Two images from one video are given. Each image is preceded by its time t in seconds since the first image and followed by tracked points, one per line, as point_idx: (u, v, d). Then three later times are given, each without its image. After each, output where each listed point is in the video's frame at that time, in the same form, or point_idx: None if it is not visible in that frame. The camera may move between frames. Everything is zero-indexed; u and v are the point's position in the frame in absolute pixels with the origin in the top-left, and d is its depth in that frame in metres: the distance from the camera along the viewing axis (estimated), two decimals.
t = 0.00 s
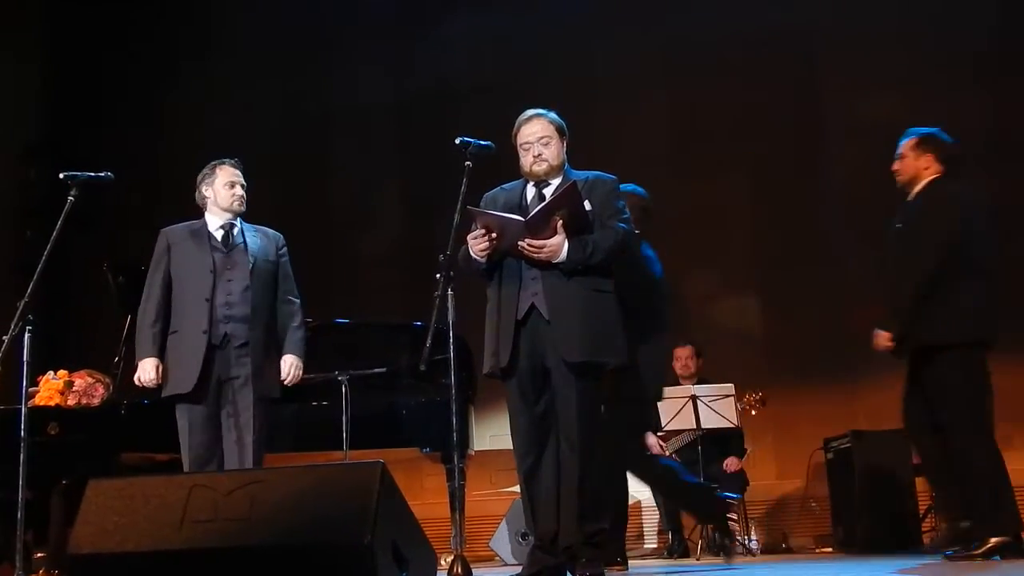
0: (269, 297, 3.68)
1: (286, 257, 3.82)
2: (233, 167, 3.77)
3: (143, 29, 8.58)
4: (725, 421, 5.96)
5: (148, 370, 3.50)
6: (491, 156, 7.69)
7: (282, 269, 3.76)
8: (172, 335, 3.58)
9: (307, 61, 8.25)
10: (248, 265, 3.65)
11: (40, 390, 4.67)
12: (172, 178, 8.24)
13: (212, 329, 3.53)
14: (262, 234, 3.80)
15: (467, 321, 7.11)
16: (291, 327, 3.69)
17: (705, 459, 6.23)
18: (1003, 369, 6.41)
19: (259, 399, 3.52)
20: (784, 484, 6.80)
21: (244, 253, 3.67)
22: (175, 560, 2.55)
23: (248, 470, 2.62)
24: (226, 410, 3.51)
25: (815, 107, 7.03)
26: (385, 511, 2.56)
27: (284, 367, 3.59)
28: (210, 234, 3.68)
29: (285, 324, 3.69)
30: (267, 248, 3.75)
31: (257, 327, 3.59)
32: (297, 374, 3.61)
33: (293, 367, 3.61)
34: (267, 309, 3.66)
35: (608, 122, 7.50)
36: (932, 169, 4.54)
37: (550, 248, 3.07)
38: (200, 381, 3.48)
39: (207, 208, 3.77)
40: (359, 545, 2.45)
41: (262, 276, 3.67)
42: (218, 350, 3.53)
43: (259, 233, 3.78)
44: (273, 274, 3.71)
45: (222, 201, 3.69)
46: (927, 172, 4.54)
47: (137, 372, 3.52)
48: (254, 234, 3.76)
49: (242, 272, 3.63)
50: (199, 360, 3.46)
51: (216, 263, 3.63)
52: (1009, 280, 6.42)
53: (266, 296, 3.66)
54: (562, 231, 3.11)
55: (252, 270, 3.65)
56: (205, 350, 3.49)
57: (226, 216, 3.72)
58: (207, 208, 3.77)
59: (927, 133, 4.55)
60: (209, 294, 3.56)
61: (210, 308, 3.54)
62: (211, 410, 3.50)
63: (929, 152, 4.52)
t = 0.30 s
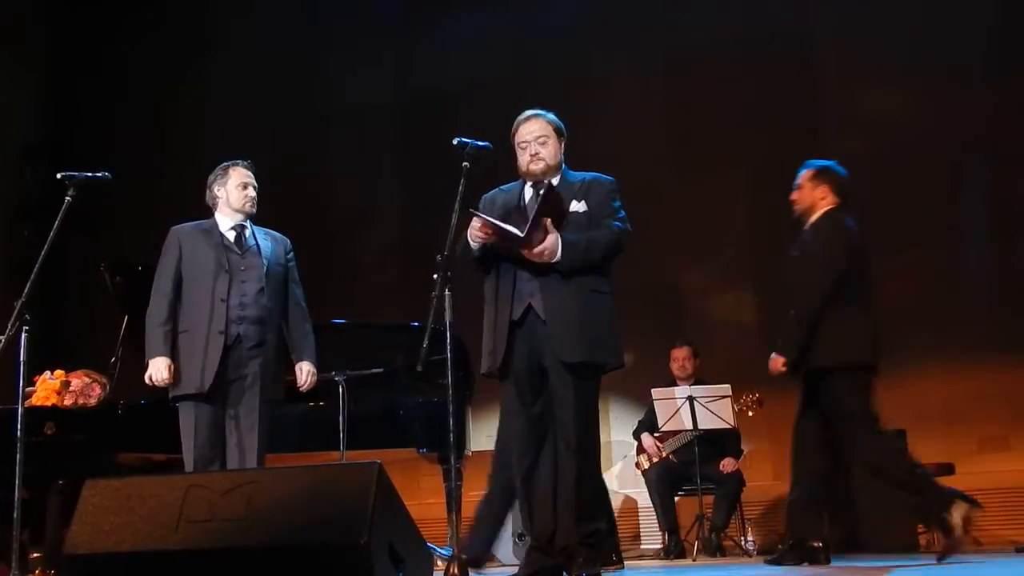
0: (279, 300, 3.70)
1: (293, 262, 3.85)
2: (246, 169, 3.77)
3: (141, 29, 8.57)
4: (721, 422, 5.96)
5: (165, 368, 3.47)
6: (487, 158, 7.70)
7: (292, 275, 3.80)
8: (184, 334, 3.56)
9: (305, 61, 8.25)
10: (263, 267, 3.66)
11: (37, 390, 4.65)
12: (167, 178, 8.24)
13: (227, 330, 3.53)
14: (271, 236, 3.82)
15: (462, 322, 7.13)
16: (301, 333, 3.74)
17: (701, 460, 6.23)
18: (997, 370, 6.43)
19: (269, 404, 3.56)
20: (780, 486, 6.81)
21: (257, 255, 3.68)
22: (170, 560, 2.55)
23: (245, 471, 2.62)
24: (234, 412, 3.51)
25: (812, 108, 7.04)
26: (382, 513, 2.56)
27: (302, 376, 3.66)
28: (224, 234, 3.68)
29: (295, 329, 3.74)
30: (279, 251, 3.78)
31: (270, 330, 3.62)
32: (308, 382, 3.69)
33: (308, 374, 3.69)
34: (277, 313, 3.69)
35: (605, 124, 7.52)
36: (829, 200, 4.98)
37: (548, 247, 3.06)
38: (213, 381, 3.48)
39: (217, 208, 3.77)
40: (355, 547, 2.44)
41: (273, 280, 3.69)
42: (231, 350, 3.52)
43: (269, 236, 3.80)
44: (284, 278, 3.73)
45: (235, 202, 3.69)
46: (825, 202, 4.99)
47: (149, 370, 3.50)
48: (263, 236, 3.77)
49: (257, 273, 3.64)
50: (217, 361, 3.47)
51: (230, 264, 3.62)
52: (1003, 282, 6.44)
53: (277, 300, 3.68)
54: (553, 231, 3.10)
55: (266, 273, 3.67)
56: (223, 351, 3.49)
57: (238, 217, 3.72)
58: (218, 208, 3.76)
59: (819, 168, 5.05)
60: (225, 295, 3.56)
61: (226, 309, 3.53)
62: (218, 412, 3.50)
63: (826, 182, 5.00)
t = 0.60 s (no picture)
0: (282, 302, 3.69)
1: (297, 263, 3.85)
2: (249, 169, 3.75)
3: (139, 27, 8.55)
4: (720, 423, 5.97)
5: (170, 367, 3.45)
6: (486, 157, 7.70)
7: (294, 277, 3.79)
8: (189, 334, 3.55)
9: (304, 61, 8.25)
10: (263, 267, 3.65)
11: (35, 391, 4.63)
12: (165, 177, 8.22)
13: (231, 331, 3.52)
14: (273, 236, 3.81)
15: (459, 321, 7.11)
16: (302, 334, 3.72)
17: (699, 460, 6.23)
18: (993, 372, 6.46)
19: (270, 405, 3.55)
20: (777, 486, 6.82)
21: (261, 256, 3.68)
22: (168, 560, 2.54)
23: (244, 471, 2.62)
24: (235, 413, 3.51)
25: (811, 107, 7.04)
26: (382, 513, 2.55)
27: (301, 375, 3.64)
28: (227, 235, 3.67)
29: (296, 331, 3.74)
30: (279, 252, 3.76)
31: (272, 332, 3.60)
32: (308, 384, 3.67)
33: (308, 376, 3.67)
34: (280, 314, 3.68)
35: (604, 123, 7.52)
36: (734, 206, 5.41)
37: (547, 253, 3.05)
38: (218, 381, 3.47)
39: (221, 209, 3.78)
40: (355, 547, 2.43)
41: (276, 281, 3.69)
42: (233, 351, 3.52)
43: (272, 236, 3.79)
44: (287, 279, 3.73)
45: (237, 203, 3.67)
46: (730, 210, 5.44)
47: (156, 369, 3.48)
48: (266, 236, 3.77)
49: (256, 273, 3.63)
50: (222, 362, 3.46)
51: (233, 265, 3.62)
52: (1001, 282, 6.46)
53: (279, 301, 3.68)
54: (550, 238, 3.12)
55: (268, 274, 3.66)
56: (227, 351, 3.48)
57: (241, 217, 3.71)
58: (221, 208, 3.76)
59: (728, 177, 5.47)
60: (227, 295, 3.55)
61: (228, 310, 3.53)
62: (220, 412, 3.49)
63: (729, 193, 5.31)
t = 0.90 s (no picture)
0: (271, 300, 3.65)
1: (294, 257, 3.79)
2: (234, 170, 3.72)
3: (139, 27, 8.56)
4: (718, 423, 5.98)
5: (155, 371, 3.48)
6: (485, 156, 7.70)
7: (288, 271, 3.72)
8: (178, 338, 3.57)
9: (303, 60, 8.25)
10: (248, 266, 3.63)
11: (32, 392, 4.60)
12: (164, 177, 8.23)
13: (215, 333, 3.53)
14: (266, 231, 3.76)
15: (456, 321, 7.12)
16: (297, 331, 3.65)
17: (698, 460, 6.23)
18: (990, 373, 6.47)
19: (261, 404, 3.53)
20: (775, 486, 6.82)
21: (249, 255, 3.65)
22: (166, 560, 2.54)
23: (242, 471, 2.62)
24: (229, 412, 3.51)
25: (811, 106, 7.04)
26: (379, 513, 2.55)
27: (293, 371, 3.58)
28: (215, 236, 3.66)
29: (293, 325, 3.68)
30: (271, 248, 3.73)
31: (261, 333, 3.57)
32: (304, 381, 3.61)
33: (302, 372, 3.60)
34: (271, 311, 3.65)
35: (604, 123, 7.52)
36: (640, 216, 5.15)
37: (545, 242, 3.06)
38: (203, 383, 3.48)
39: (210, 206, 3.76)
40: (351, 547, 2.43)
41: (265, 278, 3.65)
42: (219, 353, 3.52)
43: (264, 233, 3.75)
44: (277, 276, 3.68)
45: (218, 203, 3.64)
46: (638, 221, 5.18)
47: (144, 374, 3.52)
48: (257, 231, 3.73)
49: (241, 273, 3.61)
50: (203, 364, 3.47)
51: (218, 266, 3.61)
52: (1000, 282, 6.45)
53: (268, 299, 3.64)
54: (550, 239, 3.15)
55: (254, 272, 3.63)
56: (208, 354, 3.49)
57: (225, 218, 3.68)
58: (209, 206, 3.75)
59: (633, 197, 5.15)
60: (210, 297, 3.55)
61: (211, 313, 3.53)
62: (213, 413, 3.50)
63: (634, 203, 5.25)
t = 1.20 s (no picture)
0: (260, 297, 3.53)
1: (290, 250, 3.64)
2: (213, 171, 3.65)
3: (140, 25, 8.56)
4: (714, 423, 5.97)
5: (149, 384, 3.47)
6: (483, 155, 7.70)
7: (280, 265, 3.58)
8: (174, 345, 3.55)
9: (302, 60, 8.25)
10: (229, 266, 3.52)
11: (29, 391, 4.66)
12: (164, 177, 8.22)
13: (196, 337, 3.46)
14: (260, 227, 3.66)
15: (453, 322, 7.12)
16: (287, 326, 3.48)
17: (695, 460, 6.23)
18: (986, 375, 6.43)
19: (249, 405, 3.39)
20: (773, 487, 6.83)
21: (233, 254, 3.55)
22: (163, 559, 2.54)
23: (240, 471, 2.62)
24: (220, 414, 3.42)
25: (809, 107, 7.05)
26: (376, 513, 2.55)
27: (276, 367, 3.40)
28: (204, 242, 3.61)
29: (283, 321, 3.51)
30: (262, 245, 3.60)
31: (242, 331, 3.44)
32: (291, 376, 3.41)
33: (286, 367, 3.41)
34: (260, 308, 3.51)
35: (604, 123, 7.53)
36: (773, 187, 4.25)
37: (521, 256, 3.13)
38: (184, 388, 3.42)
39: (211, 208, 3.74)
40: (349, 547, 2.44)
41: (249, 276, 3.53)
42: (202, 356, 3.45)
43: (256, 231, 3.63)
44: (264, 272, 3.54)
45: (198, 209, 3.62)
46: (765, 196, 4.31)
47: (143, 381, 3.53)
48: (248, 229, 3.64)
49: (223, 274, 3.52)
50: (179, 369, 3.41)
51: (203, 269, 3.54)
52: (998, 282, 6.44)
53: (255, 296, 3.51)
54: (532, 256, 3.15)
55: (236, 271, 3.52)
56: (185, 359, 3.43)
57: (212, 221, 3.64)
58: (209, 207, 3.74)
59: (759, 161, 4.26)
60: (190, 301, 3.49)
61: (190, 316, 3.46)
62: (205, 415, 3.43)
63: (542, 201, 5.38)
